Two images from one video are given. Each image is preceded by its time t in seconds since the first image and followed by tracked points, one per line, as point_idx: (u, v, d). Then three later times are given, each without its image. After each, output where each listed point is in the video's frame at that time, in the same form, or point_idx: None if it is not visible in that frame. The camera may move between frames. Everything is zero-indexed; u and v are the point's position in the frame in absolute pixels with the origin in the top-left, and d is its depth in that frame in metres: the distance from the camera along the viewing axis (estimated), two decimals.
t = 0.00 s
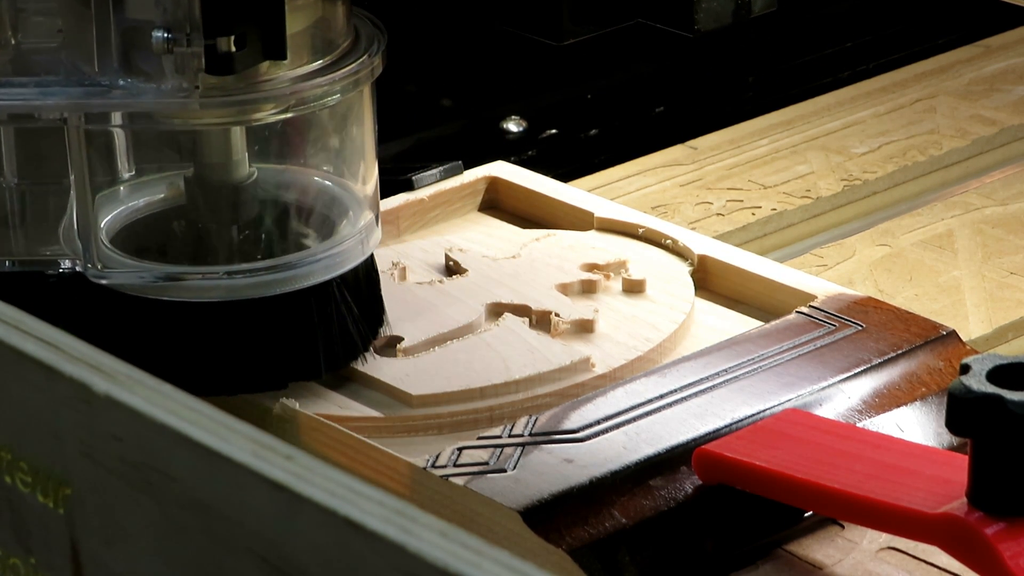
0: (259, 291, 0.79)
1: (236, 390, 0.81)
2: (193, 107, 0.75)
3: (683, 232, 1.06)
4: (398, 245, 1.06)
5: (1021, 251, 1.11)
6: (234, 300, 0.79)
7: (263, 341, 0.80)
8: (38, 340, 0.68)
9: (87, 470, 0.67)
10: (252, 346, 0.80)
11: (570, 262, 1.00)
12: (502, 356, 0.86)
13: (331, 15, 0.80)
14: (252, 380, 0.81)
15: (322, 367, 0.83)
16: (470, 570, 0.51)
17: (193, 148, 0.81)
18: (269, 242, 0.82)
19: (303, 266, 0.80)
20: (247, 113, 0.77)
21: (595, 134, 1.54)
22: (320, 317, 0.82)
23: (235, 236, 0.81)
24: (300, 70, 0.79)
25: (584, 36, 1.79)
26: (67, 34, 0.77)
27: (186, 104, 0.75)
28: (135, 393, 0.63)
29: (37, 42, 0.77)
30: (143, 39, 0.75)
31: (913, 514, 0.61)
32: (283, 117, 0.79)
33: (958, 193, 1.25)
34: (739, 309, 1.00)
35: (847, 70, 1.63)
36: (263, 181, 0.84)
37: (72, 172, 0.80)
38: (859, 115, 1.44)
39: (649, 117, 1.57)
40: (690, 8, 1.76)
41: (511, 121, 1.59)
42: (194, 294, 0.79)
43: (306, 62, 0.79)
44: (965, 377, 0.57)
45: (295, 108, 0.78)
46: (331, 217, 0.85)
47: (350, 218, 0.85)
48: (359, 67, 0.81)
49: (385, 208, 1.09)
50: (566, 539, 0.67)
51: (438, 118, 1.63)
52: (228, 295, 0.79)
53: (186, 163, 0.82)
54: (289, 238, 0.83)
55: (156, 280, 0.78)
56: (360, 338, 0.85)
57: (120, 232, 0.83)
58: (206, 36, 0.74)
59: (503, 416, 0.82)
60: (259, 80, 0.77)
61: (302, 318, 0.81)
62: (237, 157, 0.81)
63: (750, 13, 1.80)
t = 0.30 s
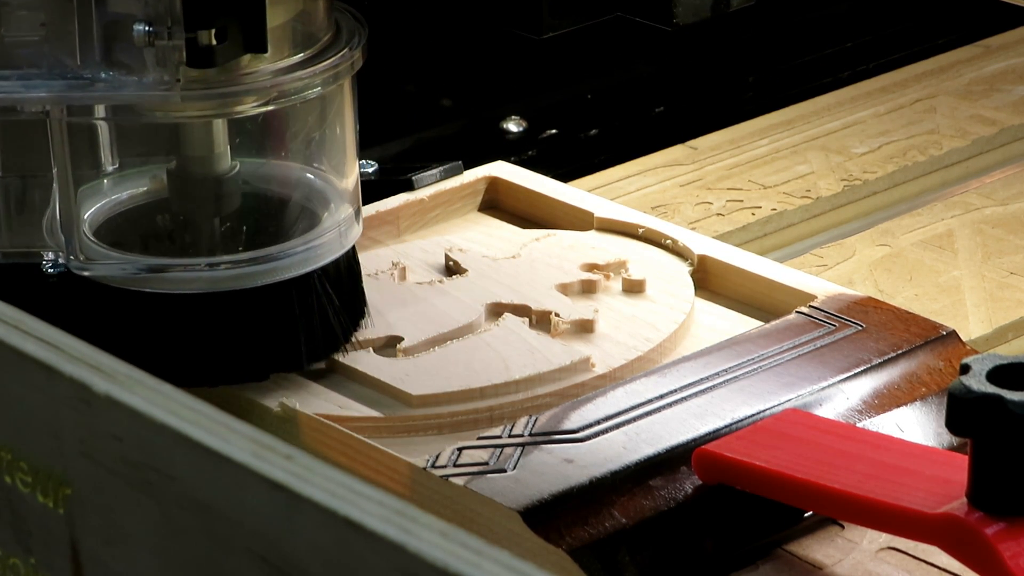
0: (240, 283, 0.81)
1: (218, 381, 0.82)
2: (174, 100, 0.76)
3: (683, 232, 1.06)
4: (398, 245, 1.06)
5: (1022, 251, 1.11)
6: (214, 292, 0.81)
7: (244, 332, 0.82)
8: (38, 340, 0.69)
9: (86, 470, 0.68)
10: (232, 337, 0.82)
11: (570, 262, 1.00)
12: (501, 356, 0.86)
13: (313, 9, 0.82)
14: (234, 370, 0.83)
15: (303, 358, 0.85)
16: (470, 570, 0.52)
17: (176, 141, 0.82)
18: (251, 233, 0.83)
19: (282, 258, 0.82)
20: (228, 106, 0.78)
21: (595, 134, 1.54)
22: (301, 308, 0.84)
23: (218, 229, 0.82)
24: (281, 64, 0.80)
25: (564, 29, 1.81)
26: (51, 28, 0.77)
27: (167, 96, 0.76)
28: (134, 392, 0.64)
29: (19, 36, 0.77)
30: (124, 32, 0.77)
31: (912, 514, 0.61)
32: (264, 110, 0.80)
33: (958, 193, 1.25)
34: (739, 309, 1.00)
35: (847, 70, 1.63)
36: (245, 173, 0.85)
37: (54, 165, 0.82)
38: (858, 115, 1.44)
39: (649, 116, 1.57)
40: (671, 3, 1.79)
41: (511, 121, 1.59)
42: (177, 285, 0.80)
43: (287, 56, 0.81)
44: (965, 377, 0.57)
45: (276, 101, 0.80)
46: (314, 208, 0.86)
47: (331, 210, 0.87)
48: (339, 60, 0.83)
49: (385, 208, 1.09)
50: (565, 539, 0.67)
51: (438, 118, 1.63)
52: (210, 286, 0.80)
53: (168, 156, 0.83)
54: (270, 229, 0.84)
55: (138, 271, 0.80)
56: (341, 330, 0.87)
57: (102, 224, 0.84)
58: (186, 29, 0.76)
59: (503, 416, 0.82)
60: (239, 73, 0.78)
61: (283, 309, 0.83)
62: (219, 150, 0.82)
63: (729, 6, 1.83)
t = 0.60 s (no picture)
0: (245, 276, 0.81)
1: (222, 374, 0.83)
2: (177, 94, 0.77)
3: (683, 232, 1.06)
4: (398, 245, 1.06)
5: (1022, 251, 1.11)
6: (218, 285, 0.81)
7: (246, 326, 0.83)
8: (38, 340, 0.69)
9: (87, 470, 0.68)
10: (235, 330, 0.82)
11: (569, 262, 1.00)
12: (502, 356, 0.86)
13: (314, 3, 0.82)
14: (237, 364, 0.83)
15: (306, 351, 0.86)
16: (471, 570, 0.52)
17: (179, 135, 0.82)
18: (254, 227, 0.84)
19: (285, 252, 0.82)
20: (231, 100, 0.78)
21: (595, 134, 1.54)
22: (305, 301, 0.84)
23: (222, 222, 0.83)
24: (285, 58, 0.80)
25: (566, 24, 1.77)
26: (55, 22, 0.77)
27: (170, 90, 0.76)
28: (134, 392, 0.64)
29: (23, 30, 0.78)
30: (127, 26, 0.77)
31: (913, 514, 0.61)
32: (266, 104, 0.80)
33: (958, 193, 1.25)
34: (739, 309, 1.00)
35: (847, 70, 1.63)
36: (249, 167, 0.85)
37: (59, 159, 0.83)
38: (859, 115, 1.44)
39: (649, 117, 1.57)
40: None
41: (511, 121, 1.59)
42: (181, 279, 0.81)
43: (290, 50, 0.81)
44: (965, 377, 0.57)
45: (278, 95, 0.80)
46: (318, 203, 0.87)
47: (335, 203, 0.87)
48: (342, 54, 0.83)
49: (386, 208, 1.09)
50: (566, 539, 0.67)
51: (439, 118, 1.63)
52: (214, 280, 0.81)
53: (172, 151, 0.83)
54: (274, 223, 0.84)
55: (143, 265, 0.81)
56: (344, 323, 0.88)
57: (106, 218, 0.84)
58: (190, 24, 0.75)
59: (503, 416, 0.82)
60: (243, 67, 0.79)
61: (287, 302, 0.83)
62: (223, 144, 0.82)
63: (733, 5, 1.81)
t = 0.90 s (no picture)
0: (262, 284, 0.80)
1: (241, 383, 0.83)
2: (195, 101, 0.76)
3: (683, 232, 1.06)
4: (398, 245, 1.06)
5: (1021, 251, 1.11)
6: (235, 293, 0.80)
7: (263, 333, 0.82)
8: (39, 341, 0.69)
9: (87, 470, 0.68)
10: (252, 338, 0.82)
11: (569, 262, 1.00)
12: (502, 356, 0.86)
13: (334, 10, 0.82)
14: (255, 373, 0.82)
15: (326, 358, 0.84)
16: (470, 570, 0.52)
17: (196, 142, 0.82)
18: (273, 235, 0.83)
19: (304, 260, 0.82)
20: (249, 107, 0.78)
21: (595, 134, 1.54)
22: (323, 309, 0.83)
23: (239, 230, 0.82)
24: (304, 65, 0.80)
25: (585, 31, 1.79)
26: (71, 28, 0.77)
27: (189, 97, 0.76)
28: (134, 392, 0.64)
29: (40, 37, 0.78)
30: (145, 33, 0.77)
31: (912, 513, 0.61)
32: (285, 111, 0.80)
33: (957, 193, 1.25)
34: (737, 309, 1.00)
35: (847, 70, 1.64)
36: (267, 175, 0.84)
37: (76, 166, 0.82)
38: (859, 115, 1.44)
39: (649, 116, 1.57)
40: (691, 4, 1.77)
41: (511, 121, 1.59)
42: (197, 287, 0.80)
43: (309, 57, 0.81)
44: (965, 377, 0.57)
45: (297, 102, 0.80)
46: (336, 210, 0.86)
47: (353, 211, 0.86)
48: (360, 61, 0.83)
49: (386, 207, 1.09)
50: (566, 539, 0.67)
51: (438, 118, 1.63)
52: (232, 288, 0.80)
53: (189, 158, 0.83)
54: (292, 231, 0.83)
55: (159, 273, 0.80)
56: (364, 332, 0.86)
57: (122, 227, 0.83)
58: (208, 30, 0.76)
59: (503, 416, 0.82)
60: (261, 74, 0.78)
61: (304, 309, 0.83)
62: (240, 151, 0.82)
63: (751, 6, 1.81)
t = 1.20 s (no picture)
0: (282, 292, 0.80)
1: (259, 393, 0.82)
2: (214, 109, 0.76)
3: (683, 232, 1.06)
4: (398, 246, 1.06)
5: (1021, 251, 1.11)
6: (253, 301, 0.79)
7: (284, 342, 0.81)
8: (38, 341, 0.69)
9: (87, 470, 0.68)
10: (272, 348, 0.81)
11: (570, 262, 1.00)
12: (502, 356, 0.86)
13: (351, 16, 0.82)
14: (273, 382, 0.82)
15: (344, 367, 0.84)
16: (471, 570, 0.52)
17: (214, 150, 0.81)
18: (292, 243, 0.82)
19: (323, 268, 0.81)
20: (268, 114, 0.78)
21: (595, 134, 1.54)
22: (342, 319, 0.83)
23: (257, 238, 0.81)
24: (321, 72, 0.80)
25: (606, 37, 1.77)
26: (88, 35, 0.77)
27: (207, 105, 0.76)
28: (135, 392, 0.64)
29: (57, 43, 0.77)
30: (164, 40, 0.76)
31: (911, 513, 0.61)
32: (303, 119, 0.80)
33: (957, 193, 1.25)
34: (737, 309, 1.00)
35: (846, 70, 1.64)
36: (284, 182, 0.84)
37: (93, 173, 0.80)
38: (859, 115, 1.44)
39: (649, 117, 1.57)
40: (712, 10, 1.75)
41: (511, 121, 1.58)
42: (215, 296, 0.79)
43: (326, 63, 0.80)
44: (965, 377, 0.57)
45: (315, 109, 0.79)
46: (354, 217, 0.85)
47: (372, 218, 0.86)
48: (379, 68, 0.82)
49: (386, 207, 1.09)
50: (566, 539, 0.67)
51: (438, 119, 1.62)
52: (250, 296, 0.79)
53: (206, 166, 0.82)
54: (311, 239, 0.83)
55: (177, 281, 0.79)
56: (382, 340, 0.86)
57: (140, 234, 0.82)
58: (228, 37, 0.75)
59: (503, 416, 0.82)
60: (280, 81, 0.78)
61: (324, 319, 0.82)
62: (258, 159, 0.81)
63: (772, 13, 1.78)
